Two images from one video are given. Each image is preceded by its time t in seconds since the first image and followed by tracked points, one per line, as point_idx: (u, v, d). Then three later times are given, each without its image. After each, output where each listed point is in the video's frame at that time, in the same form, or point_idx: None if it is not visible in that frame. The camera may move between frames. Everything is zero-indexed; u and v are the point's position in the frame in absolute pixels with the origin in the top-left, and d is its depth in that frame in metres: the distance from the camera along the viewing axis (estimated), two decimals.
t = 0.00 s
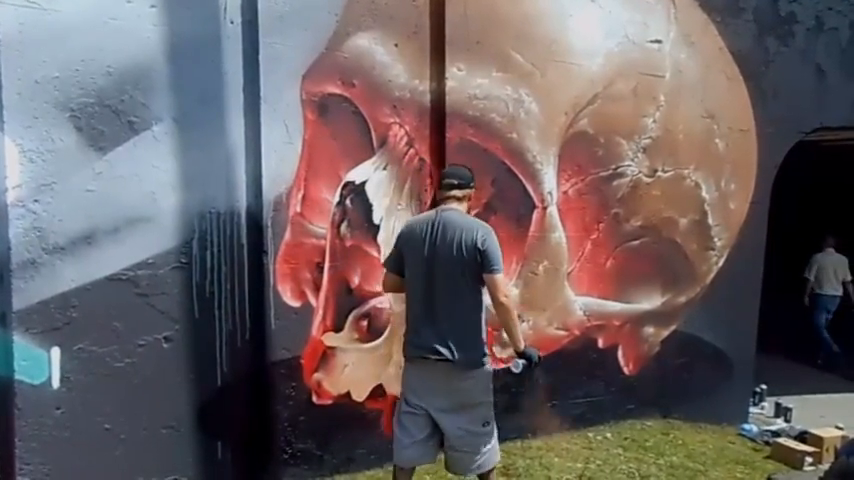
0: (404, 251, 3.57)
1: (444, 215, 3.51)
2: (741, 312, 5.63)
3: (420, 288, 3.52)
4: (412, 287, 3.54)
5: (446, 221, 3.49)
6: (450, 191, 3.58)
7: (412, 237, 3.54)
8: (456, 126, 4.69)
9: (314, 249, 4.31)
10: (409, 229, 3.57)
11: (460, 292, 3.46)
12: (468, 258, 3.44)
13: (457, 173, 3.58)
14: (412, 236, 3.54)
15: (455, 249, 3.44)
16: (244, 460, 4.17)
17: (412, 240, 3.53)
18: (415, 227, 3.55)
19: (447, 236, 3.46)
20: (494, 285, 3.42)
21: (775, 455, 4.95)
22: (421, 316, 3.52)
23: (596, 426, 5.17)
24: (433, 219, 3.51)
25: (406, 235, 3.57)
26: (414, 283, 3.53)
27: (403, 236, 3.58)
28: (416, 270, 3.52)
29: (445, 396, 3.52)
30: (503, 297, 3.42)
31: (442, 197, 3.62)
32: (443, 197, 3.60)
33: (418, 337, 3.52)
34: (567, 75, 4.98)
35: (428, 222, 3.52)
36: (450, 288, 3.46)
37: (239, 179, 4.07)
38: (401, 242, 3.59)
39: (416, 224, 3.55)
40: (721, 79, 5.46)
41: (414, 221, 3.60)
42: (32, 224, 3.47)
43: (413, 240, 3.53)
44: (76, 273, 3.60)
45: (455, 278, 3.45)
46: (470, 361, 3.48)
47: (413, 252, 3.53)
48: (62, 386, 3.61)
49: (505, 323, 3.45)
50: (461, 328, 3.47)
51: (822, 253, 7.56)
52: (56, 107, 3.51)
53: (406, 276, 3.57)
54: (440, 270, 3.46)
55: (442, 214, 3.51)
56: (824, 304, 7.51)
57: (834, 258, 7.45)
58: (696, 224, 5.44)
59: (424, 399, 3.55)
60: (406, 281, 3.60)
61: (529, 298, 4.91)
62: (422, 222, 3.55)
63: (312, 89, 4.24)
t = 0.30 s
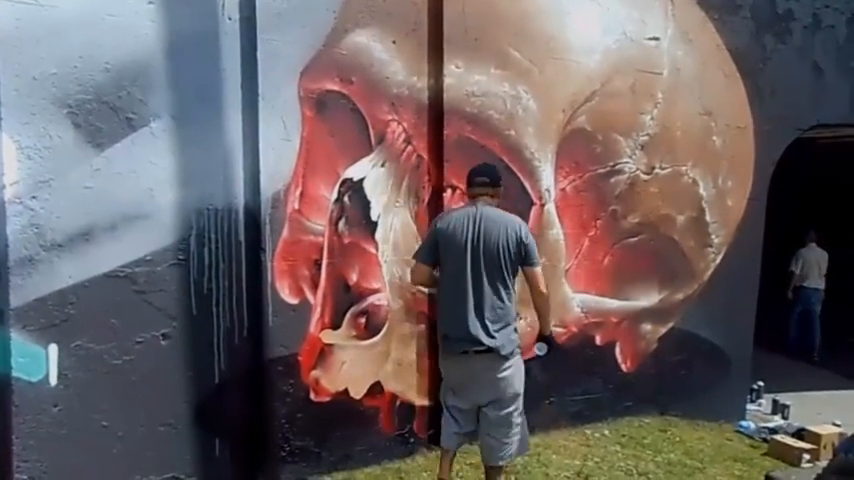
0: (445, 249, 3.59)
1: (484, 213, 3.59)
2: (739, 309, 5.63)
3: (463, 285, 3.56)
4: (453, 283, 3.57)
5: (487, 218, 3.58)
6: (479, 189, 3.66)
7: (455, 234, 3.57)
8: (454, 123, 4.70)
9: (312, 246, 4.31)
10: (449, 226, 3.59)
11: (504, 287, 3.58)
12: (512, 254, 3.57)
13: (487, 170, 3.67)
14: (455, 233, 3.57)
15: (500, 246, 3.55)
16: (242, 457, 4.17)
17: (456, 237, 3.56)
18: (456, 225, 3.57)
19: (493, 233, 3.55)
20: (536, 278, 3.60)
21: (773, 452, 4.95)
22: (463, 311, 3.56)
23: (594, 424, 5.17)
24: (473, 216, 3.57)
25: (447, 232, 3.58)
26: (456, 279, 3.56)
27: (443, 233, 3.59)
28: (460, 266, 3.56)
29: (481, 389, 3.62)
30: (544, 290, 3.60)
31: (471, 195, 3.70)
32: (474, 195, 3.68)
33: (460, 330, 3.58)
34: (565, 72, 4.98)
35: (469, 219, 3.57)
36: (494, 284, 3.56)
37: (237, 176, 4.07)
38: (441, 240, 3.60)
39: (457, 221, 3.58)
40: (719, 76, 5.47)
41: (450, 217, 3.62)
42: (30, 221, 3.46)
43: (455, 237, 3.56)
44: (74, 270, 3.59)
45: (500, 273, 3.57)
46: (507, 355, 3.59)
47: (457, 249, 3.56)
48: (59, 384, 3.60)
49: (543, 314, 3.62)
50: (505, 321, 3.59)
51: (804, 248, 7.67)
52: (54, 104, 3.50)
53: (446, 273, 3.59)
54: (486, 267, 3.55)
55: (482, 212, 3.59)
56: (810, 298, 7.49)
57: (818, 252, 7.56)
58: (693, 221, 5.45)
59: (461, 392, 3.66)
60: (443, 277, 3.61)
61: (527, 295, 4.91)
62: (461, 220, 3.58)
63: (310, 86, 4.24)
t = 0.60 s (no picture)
0: (466, 251, 3.77)
1: (493, 212, 3.83)
2: (736, 304, 5.61)
3: (485, 283, 3.76)
4: (476, 283, 3.77)
5: (497, 217, 3.82)
6: (482, 193, 3.90)
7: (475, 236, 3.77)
8: (451, 116, 4.66)
9: (308, 240, 4.27)
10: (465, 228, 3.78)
11: (520, 280, 3.82)
12: (525, 248, 3.85)
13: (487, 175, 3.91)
14: (473, 234, 3.77)
15: (514, 241, 3.81)
16: (237, 453, 4.12)
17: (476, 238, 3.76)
18: (471, 226, 3.77)
19: (507, 230, 3.81)
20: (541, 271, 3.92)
21: (771, 447, 4.95)
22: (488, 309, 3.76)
23: (591, 419, 5.15)
24: (486, 216, 3.80)
25: (465, 235, 3.77)
26: (478, 278, 3.77)
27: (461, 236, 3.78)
28: (482, 266, 3.76)
29: (497, 384, 3.81)
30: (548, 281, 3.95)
31: (474, 199, 3.93)
32: (477, 199, 3.90)
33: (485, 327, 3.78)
34: (562, 65, 4.94)
35: (482, 220, 3.79)
36: (513, 278, 3.80)
37: (232, 169, 4.02)
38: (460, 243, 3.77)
39: (471, 222, 3.78)
40: (716, 70, 5.44)
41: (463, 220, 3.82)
42: (21, 215, 3.40)
43: (474, 239, 3.76)
44: (67, 265, 3.54)
45: (516, 268, 3.82)
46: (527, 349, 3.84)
47: (478, 249, 3.76)
48: (52, 380, 3.55)
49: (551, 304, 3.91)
50: (524, 313, 3.84)
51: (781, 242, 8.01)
52: (46, 96, 3.43)
53: (467, 274, 3.77)
54: (504, 263, 3.78)
55: (492, 211, 3.83)
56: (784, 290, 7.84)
57: (793, 248, 7.91)
58: (690, 215, 5.42)
59: (482, 385, 3.81)
60: (463, 279, 3.79)
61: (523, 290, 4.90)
62: (475, 221, 3.80)
63: (305, 78, 4.19)
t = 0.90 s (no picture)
0: (469, 275, 3.73)
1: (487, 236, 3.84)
2: (730, 297, 5.59)
3: (494, 304, 3.68)
4: (485, 305, 3.69)
5: (492, 239, 3.82)
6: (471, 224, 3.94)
7: (475, 257, 3.75)
8: (447, 106, 4.56)
9: (302, 233, 4.16)
10: (463, 252, 3.76)
11: (526, 295, 3.76)
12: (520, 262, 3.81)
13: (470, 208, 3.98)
14: (472, 256, 3.75)
15: (516, 261, 3.79)
16: (230, 451, 4.01)
17: (477, 259, 3.74)
18: (468, 250, 3.75)
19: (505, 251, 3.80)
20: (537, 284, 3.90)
21: (766, 440, 4.95)
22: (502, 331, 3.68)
23: (587, 413, 5.10)
24: (477, 236, 3.80)
25: (464, 259, 3.75)
26: (480, 296, 3.70)
27: (459, 260, 3.76)
28: (488, 286, 3.70)
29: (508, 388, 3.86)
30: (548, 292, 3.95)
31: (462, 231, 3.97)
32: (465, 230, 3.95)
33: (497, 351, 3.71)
34: (559, 55, 4.87)
35: (470, 242, 3.79)
36: (523, 296, 3.74)
37: (223, 160, 3.91)
38: (459, 267, 3.75)
39: (464, 244, 3.79)
40: (712, 61, 5.39)
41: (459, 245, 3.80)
42: (5, 206, 3.26)
43: (475, 261, 3.73)
44: (53, 259, 3.41)
45: (523, 286, 3.77)
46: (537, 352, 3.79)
47: (481, 270, 3.72)
48: (39, 378, 3.42)
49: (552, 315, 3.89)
50: (531, 324, 3.75)
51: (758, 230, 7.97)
52: (31, 83, 3.29)
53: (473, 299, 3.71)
54: (510, 281, 3.73)
55: (482, 233, 3.84)
56: (758, 276, 7.93)
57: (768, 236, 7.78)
58: (685, 207, 5.39)
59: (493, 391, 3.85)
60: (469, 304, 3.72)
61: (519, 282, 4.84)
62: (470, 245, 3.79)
63: (299, 66, 4.08)
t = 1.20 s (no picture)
0: (482, 310, 3.62)
1: (487, 274, 3.78)
2: (724, 286, 5.54)
3: (511, 334, 3.60)
4: (502, 337, 3.60)
5: (493, 278, 3.75)
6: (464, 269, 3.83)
7: (483, 293, 3.65)
8: (441, 92, 4.43)
9: (294, 222, 4.02)
10: (470, 287, 3.67)
11: (540, 327, 3.71)
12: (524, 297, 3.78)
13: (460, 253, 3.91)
14: (481, 290, 3.66)
15: (520, 292, 3.75)
16: (222, 447, 3.88)
17: (486, 292, 3.66)
18: (475, 287, 3.67)
19: (510, 285, 3.75)
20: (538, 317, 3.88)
21: (759, 428, 4.88)
22: (521, 360, 3.60)
23: (581, 403, 5.04)
24: (480, 278, 3.71)
25: (473, 295, 3.65)
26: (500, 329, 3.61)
27: (468, 297, 3.65)
28: (503, 316, 3.62)
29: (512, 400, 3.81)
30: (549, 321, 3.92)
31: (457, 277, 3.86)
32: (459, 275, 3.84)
33: (518, 380, 3.64)
34: (553, 39, 4.76)
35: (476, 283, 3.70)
36: (537, 328, 3.69)
37: (211, 145, 3.75)
38: (470, 303, 3.64)
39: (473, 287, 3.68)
40: (706, 48, 5.32)
41: (464, 285, 3.71)
42: None
43: (484, 296, 3.64)
44: (33, 249, 3.23)
45: (533, 314, 3.73)
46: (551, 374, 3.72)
47: (493, 302, 3.64)
48: (20, 374, 3.26)
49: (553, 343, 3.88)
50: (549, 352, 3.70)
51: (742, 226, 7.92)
52: (6, 64, 3.10)
53: (488, 334, 3.61)
54: (522, 313, 3.66)
55: (483, 275, 3.76)
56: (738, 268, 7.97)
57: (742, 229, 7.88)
58: (679, 196, 5.32)
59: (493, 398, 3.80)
60: (485, 339, 3.62)
61: (514, 272, 4.74)
62: (475, 283, 3.71)
63: (288, 48, 3.92)
